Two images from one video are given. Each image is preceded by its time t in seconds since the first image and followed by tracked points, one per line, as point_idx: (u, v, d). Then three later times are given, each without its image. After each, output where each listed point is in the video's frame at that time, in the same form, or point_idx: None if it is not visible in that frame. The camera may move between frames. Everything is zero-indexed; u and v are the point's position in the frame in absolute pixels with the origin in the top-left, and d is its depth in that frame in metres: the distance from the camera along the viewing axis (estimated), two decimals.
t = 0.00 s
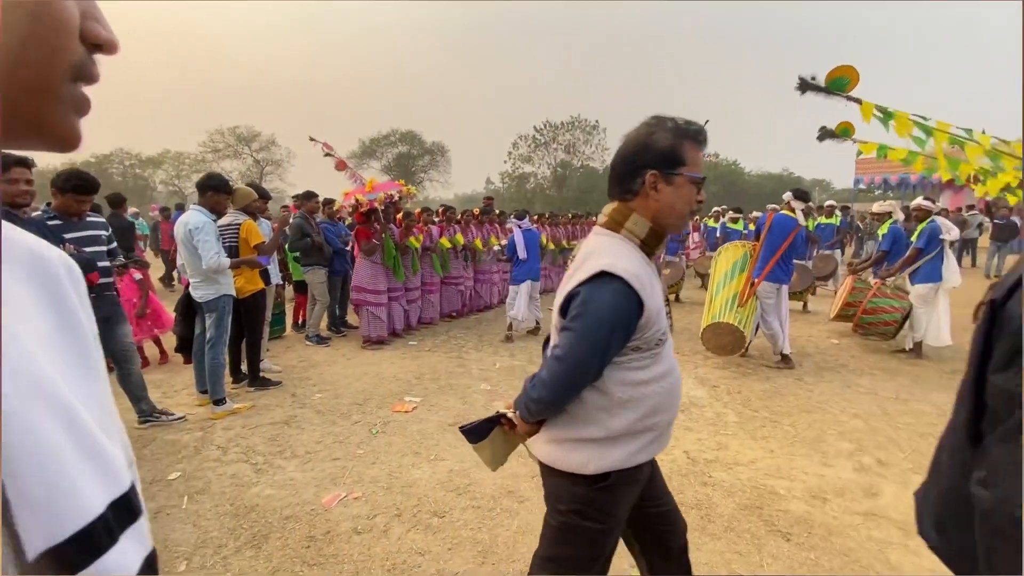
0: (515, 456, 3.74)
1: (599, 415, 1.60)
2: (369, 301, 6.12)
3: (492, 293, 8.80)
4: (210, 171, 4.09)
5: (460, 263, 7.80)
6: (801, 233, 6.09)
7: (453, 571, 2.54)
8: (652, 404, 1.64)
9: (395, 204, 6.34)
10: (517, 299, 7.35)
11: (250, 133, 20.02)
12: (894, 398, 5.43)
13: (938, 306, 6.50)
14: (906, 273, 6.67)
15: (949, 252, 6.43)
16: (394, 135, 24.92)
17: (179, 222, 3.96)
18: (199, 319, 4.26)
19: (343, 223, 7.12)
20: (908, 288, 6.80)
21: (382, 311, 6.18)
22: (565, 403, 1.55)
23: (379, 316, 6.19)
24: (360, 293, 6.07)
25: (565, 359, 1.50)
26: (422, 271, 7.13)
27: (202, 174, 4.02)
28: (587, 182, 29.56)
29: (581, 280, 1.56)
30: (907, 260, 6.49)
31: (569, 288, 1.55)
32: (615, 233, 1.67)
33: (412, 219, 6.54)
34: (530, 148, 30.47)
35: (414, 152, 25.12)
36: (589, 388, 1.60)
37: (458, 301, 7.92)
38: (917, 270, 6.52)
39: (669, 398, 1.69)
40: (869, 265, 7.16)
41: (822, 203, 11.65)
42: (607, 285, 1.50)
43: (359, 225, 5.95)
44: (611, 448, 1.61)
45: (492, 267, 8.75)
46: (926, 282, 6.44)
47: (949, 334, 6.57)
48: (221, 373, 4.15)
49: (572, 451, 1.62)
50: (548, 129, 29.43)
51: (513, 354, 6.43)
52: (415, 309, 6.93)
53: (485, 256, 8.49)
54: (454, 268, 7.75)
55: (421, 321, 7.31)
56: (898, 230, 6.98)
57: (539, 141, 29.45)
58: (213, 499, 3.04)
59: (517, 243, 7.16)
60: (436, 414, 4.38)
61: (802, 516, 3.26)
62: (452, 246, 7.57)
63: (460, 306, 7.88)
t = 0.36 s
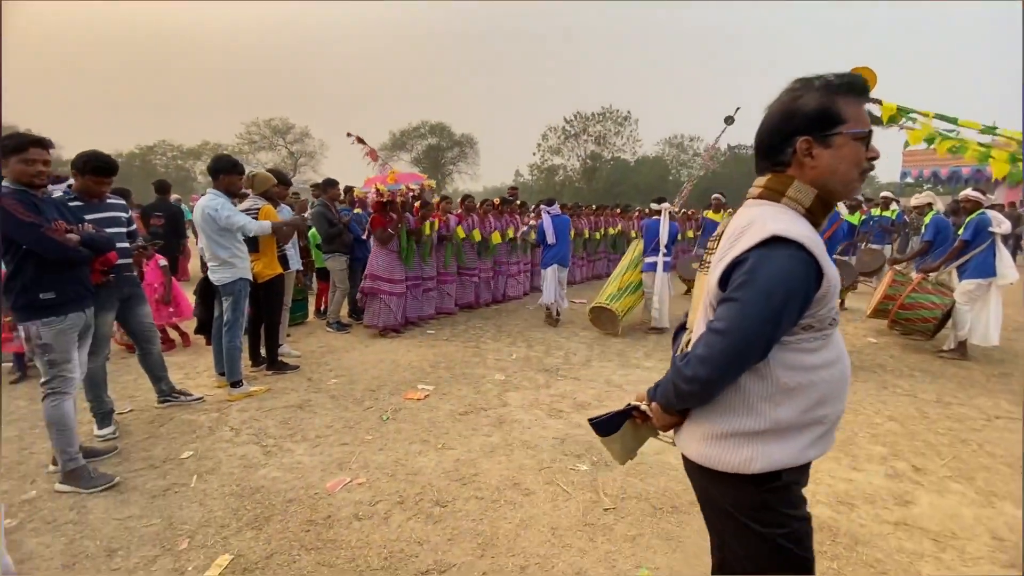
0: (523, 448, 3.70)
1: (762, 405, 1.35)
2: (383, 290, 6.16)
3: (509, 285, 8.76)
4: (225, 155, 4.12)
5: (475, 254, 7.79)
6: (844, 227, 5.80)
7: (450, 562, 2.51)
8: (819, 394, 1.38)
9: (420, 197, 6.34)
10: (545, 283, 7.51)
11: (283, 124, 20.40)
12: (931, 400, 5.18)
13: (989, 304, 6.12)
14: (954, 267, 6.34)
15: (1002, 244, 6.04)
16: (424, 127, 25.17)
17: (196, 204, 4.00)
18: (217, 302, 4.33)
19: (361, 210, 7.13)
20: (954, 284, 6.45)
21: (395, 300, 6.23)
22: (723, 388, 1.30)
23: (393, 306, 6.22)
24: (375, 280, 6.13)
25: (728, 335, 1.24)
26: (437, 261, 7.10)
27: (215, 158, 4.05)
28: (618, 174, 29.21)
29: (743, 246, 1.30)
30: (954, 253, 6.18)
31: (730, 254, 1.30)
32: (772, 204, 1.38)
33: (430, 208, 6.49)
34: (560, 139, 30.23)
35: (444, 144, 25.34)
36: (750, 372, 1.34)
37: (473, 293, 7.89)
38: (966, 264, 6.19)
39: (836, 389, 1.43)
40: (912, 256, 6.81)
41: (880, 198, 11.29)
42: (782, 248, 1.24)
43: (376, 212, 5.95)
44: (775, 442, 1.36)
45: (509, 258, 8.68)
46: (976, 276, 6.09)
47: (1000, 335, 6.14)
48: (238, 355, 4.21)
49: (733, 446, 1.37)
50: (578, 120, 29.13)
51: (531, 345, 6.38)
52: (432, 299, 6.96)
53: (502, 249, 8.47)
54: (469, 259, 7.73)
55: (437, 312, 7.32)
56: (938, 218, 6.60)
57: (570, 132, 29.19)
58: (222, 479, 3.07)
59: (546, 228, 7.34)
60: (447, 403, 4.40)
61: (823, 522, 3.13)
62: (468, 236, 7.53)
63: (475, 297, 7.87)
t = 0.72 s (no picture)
0: (525, 439, 3.66)
1: (989, 432, 1.12)
2: (388, 280, 6.14)
3: (517, 276, 8.71)
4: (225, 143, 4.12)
5: (480, 243, 7.72)
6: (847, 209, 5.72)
7: (445, 552, 2.48)
8: None
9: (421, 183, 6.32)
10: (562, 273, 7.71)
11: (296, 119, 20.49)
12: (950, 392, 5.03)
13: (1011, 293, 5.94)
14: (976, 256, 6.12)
15: None
16: (435, 121, 25.23)
17: (199, 194, 4.00)
18: (222, 292, 4.33)
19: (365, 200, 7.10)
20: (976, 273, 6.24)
21: (402, 291, 6.21)
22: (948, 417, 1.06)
23: (400, 297, 6.20)
24: (380, 271, 6.11)
25: (971, 357, 1.00)
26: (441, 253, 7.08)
27: (215, 147, 4.05)
28: (631, 166, 28.96)
29: (977, 244, 1.03)
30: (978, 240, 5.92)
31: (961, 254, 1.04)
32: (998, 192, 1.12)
33: (434, 197, 6.49)
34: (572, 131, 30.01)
35: (456, 137, 25.36)
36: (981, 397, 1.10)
37: (480, 283, 7.87)
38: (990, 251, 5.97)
39: None
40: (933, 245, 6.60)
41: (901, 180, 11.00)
42: None
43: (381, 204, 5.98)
44: (1001, 477, 1.15)
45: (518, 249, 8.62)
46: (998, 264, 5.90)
47: None
48: (241, 345, 4.21)
49: (948, 479, 1.15)
50: (591, 111, 28.87)
51: (538, 336, 6.33)
52: (439, 291, 6.95)
53: (510, 240, 8.41)
54: (472, 249, 7.70)
55: (444, 304, 7.32)
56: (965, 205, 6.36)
57: (582, 124, 28.96)
58: (221, 468, 3.07)
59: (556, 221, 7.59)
60: (450, 393, 4.38)
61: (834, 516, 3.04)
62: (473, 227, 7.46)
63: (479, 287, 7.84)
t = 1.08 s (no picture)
0: (520, 431, 3.57)
1: None
2: (382, 272, 6.00)
3: (512, 266, 8.58)
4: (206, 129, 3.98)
5: (474, 233, 7.61)
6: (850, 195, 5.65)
7: (438, 551, 2.38)
8: None
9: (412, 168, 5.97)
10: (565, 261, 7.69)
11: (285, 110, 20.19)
12: (950, 378, 4.98)
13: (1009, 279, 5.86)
14: (974, 242, 6.04)
15: None
16: (427, 110, 24.97)
17: (178, 182, 3.86)
18: (206, 284, 4.20)
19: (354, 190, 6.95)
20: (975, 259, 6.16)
21: (394, 282, 6.08)
22: None
23: (392, 288, 6.07)
24: (373, 261, 5.96)
25: None
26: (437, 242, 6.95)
27: (194, 133, 3.91)
28: (624, 155, 28.81)
29: None
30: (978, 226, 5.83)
31: None
32: None
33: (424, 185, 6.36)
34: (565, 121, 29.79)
35: (448, 127, 25.12)
36: None
37: (473, 273, 7.74)
38: (989, 237, 5.89)
39: None
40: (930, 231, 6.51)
41: (879, 169, 10.92)
42: None
43: (370, 192, 5.87)
44: None
45: (512, 239, 8.49)
46: (998, 251, 5.83)
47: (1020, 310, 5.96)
48: (226, 339, 4.09)
49: None
50: (583, 101, 28.65)
51: (532, 327, 6.22)
52: (433, 281, 6.82)
53: (503, 228, 8.30)
54: (467, 239, 7.55)
55: (439, 295, 7.19)
56: (966, 193, 6.32)
57: (574, 113, 28.74)
58: (205, 465, 2.95)
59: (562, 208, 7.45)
60: (444, 385, 4.27)
61: (839, 507, 2.97)
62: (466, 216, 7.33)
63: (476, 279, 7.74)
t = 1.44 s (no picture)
0: (512, 435, 3.39)
1: None
2: (363, 268, 5.81)
3: (499, 263, 8.39)
4: (173, 116, 3.72)
5: (462, 231, 7.43)
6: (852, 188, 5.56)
7: (426, 569, 2.20)
8: None
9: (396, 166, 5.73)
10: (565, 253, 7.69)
11: (265, 104, 19.76)
12: (945, 373, 4.89)
13: (1001, 277, 5.87)
14: (965, 238, 5.98)
15: (1017, 212, 5.76)
16: (410, 105, 24.64)
17: (143, 174, 3.62)
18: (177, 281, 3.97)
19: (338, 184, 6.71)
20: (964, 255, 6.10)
21: (377, 279, 5.87)
22: None
23: (375, 285, 5.86)
24: (353, 257, 5.76)
25: None
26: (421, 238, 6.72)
27: (159, 120, 3.65)
28: (610, 151, 28.77)
29: None
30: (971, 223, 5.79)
31: None
32: None
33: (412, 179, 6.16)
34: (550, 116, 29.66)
35: (432, 122, 24.83)
36: None
37: (462, 270, 7.53)
38: (980, 234, 5.85)
39: None
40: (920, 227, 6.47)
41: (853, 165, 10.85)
42: None
43: (355, 187, 5.62)
44: None
45: (501, 235, 8.30)
46: (990, 248, 5.79)
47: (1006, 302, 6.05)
48: (198, 340, 3.86)
49: None
50: (569, 96, 28.54)
51: (521, 324, 6.05)
52: (417, 278, 6.60)
53: (492, 225, 8.11)
54: (455, 237, 7.36)
55: (424, 293, 6.96)
56: (957, 190, 6.26)
57: (560, 109, 28.63)
58: (173, 477, 2.74)
59: (566, 199, 7.62)
60: (430, 386, 4.09)
61: (846, 511, 2.84)
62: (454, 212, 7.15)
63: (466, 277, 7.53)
